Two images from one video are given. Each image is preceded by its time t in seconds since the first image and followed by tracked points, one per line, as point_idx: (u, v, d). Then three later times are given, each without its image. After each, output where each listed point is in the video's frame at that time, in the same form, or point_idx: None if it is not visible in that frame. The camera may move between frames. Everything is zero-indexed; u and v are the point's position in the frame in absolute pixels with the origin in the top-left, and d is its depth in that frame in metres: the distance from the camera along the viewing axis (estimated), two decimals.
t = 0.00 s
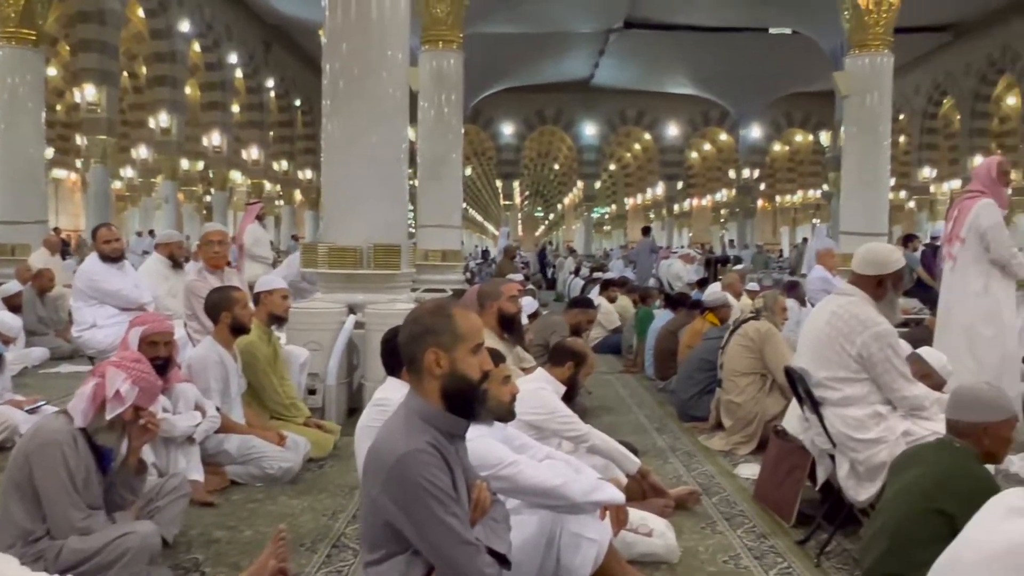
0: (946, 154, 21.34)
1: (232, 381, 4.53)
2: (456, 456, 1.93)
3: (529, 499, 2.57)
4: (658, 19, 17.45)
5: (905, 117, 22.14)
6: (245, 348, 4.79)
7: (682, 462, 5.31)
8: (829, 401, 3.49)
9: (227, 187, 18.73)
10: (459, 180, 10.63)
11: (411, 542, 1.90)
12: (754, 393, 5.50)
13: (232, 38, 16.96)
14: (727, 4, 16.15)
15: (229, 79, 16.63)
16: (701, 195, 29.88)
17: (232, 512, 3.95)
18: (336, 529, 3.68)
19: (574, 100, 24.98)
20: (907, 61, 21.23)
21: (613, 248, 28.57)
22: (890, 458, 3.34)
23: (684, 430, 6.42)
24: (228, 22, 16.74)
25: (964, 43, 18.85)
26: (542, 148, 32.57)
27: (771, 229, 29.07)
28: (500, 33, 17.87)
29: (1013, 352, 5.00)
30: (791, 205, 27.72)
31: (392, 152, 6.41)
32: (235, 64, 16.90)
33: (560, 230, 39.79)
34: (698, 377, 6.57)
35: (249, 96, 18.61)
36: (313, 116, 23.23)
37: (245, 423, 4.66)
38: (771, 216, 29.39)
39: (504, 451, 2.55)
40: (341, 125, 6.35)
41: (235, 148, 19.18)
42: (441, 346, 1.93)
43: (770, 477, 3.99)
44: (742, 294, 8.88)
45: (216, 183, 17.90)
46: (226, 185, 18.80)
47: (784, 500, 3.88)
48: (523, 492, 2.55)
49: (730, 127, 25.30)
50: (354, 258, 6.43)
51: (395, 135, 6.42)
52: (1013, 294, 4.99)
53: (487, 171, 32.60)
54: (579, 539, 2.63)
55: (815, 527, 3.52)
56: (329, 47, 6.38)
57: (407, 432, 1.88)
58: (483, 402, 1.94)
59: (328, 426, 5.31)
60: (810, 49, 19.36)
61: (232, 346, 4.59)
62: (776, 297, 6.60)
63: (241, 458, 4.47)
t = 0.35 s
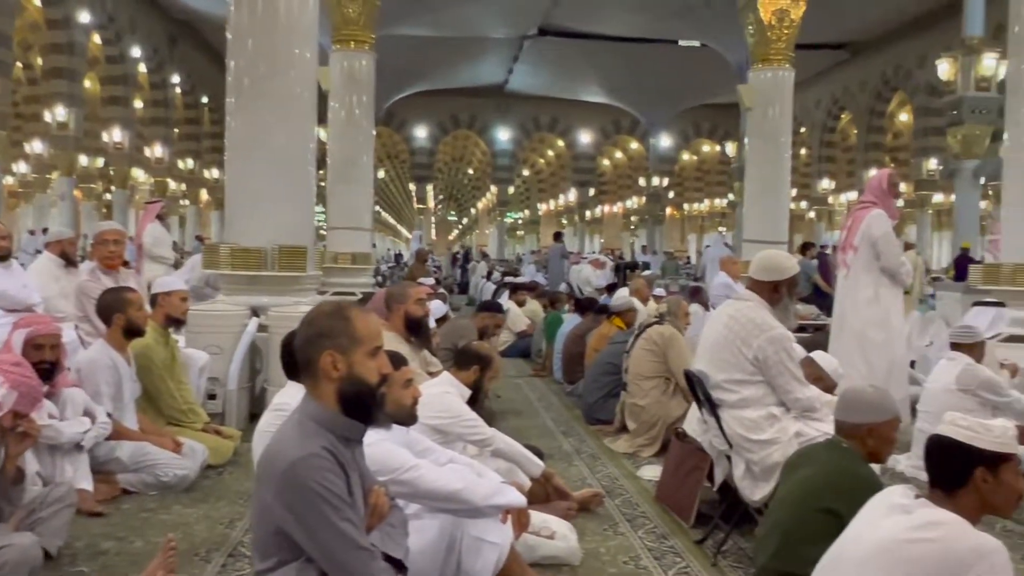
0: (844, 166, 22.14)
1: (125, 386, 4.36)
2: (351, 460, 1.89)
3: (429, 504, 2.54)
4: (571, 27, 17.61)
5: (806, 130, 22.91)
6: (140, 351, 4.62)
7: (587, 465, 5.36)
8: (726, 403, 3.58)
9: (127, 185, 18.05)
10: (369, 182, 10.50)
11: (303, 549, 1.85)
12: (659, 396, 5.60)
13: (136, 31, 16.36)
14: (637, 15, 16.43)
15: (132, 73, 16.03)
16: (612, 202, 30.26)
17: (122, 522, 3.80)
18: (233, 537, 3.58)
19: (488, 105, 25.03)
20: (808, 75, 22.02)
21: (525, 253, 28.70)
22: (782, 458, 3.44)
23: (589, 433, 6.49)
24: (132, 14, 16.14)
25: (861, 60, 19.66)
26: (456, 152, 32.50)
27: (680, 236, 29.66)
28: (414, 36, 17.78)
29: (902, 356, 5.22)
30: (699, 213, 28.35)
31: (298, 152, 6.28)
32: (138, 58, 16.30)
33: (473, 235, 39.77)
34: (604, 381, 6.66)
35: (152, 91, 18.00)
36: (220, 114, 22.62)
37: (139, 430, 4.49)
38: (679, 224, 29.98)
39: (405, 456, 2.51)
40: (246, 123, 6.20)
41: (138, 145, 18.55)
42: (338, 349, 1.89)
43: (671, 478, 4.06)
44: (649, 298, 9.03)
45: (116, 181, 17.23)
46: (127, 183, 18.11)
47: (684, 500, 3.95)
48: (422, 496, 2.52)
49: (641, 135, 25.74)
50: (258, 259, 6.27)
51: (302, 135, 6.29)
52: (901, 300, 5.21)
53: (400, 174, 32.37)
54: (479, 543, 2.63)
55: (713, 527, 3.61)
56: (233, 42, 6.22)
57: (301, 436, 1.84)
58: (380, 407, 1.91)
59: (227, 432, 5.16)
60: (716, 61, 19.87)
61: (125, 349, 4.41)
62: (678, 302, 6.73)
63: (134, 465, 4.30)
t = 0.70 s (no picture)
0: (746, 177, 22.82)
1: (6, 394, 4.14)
2: (241, 470, 1.85)
3: (325, 512, 2.50)
4: (482, 34, 17.66)
5: (710, 142, 23.55)
6: (23, 358, 4.40)
7: (490, 470, 5.37)
8: (624, 408, 3.64)
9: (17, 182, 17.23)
10: (275, 184, 10.29)
11: (188, 562, 1.79)
12: (563, 401, 5.66)
13: (28, 21, 15.65)
14: (548, 24, 16.59)
15: (24, 65, 15.32)
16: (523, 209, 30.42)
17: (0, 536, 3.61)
18: (119, 551, 3.44)
19: (398, 109, 24.87)
20: (713, 88, 22.63)
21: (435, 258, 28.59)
22: (678, 461, 3.51)
23: (494, 438, 6.50)
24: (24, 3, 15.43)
25: (763, 75, 20.32)
26: (365, 155, 32.17)
27: (589, 243, 30.04)
28: (324, 37, 17.52)
29: (795, 362, 5.41)
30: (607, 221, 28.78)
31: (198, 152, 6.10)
32: (30, 50, 15.59)
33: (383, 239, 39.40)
34: (509, 387, 6.68)
35: (46, 85, 17.23)
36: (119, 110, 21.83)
37: (22, 440, 4.27)
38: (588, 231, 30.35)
39: (301, 463, 2.45)
40: (143, 121, 5.99)
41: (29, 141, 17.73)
42: (227, 356, 1.84)
43: (572, 482, 4.10)
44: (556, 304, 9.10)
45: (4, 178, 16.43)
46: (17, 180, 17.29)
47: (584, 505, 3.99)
48: (318, 505, 2.47)
49: (551, 142, 25.98)
50: (154, 261, 6.05)
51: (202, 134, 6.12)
52: (795, 308, 5.39)
53: (308, 176, 31.83)
54: (376, 551, 2.61)
55: (611, 530, 3.66)
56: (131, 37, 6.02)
57: (187, 445, 1.78)
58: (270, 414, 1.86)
59: (118, 441, 4.97)
60: (624, 71, 20.23)
61: (7, 355, 4.19)
62: (583, 308, 6.82)
63: (14, 477, 4.10)
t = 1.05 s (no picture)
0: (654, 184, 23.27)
1: None
2: (127, 479, 1.78)
3: (220, 521, 2.43)
4: (395, 35, 17.53)
5: (621, 148, 23.94)
6: None
7: (396, 475, 5.32)
8: (528, 411, 3.66)
9: None
10: (177, 183, 9.97)
11: None
12: (470, 405, 5.65)
13: None
14: (462, 27, 16.60)
15: None
16: (435, 212, 30.31)
17: None
18: None
19: (309, 108, 24.47)
20: (623, 96, 23.03)
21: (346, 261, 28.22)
22: (580, 464, 3.55)
23: (400, 442, 6.44)
24: None
25: (671, 85, 20.80)
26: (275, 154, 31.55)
27: (501, 247, 30.16)
28: (232, 32, 17.09)
29: (697, 365, 5.54)
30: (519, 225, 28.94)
31: (92, 147, 5.86)
32: None
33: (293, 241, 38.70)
34: (416, 391, 6.64)
35: None
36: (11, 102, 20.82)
37: None
38: (500, 235, 30.46)
39: (195, 471, 2.38)
40: (34, 113, 5.72)
41: None
42: (112, 360, 1.78)
43: (477, 486, 4.09)
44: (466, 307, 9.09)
45: None
46: None
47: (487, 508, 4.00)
48: (213, 514, 2.40)
49: (464, 146, 25.97)
50: (44, 262, 5.78)
51: (97, 129, 5.88)
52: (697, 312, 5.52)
53: (214, 175, 31.02)
54: (272, 560, 2.56)
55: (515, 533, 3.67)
56: (20, 26, 5.73)
57: (67, 454, 1.71)
58: (158, 421, 1.80)
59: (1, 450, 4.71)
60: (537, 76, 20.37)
61: None
62: (491, 312, 6.83)
63: None
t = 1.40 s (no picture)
0: (566, 184, 23.48)
1: None
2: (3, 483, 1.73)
3: (108, 528, 2.34)
4: (306, 29, 17.21)
5: (533, 149, 24.08)
6: None
7: (300, 477, 5.22)
8: (433, 411, 3.65)
9: None
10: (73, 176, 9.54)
11: None
12: (376, 405, 5.59)
13: None
14: (374, 23, 16.41)
15: None
16: (346, 210, 29.91)
17: None
18: None
19: (215, 102, 23.80)
20: (535, 97, 23.16)
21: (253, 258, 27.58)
22: (485, 462, 3.56)
23: (305, 444, 6.32)
24: None
25: (583, 87, 21.02)
26: (179, 148, 30.62)
27: (413, 246, 29.96)
28: (133, 21, 16.47)
29: (604, 364, 5.59)
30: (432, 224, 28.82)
31: None
32: None
33: (198, 237, 37.61)
34: (322, 391, 6.52)
35: None
36: None
37: None
38: (413, 234, 30.25)
39: (82, 476, 2.27)
40: None
41: None
42: None
43: (382, 487, 4.05)
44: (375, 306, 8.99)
45: None
46: None
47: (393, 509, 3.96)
48: (101, 521, 2.30)
49: (376, 144, 25.68)
50: None
51: None
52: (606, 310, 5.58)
53: (114, 169, 29.89)
54: (165, 567, 2.49)
55: (420, 533, 3.64)
56: None
57: None
58: (36, 424, 1.77)
59: None
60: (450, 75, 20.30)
61: None
62: (399, 311, 6.77)
63: None
